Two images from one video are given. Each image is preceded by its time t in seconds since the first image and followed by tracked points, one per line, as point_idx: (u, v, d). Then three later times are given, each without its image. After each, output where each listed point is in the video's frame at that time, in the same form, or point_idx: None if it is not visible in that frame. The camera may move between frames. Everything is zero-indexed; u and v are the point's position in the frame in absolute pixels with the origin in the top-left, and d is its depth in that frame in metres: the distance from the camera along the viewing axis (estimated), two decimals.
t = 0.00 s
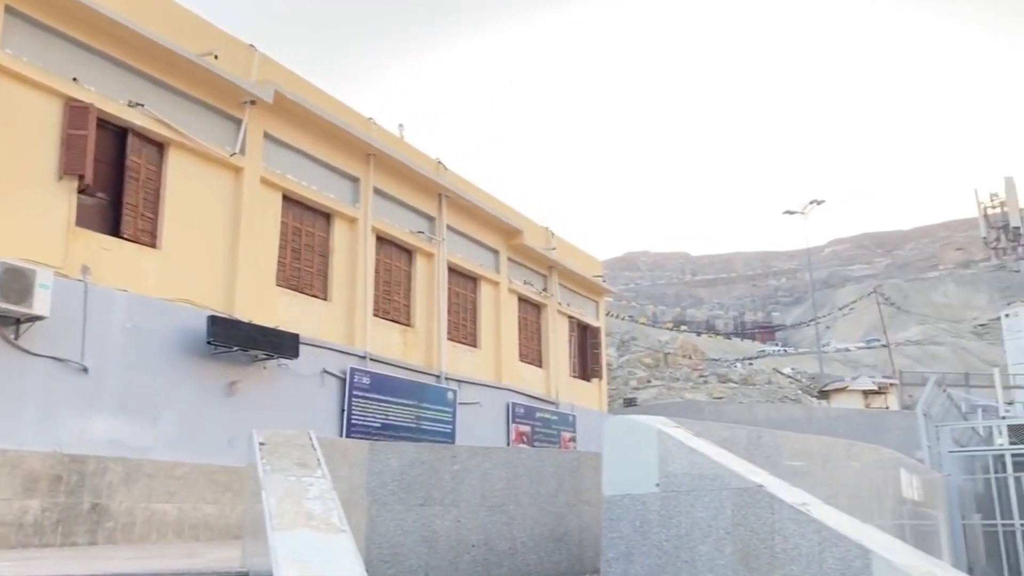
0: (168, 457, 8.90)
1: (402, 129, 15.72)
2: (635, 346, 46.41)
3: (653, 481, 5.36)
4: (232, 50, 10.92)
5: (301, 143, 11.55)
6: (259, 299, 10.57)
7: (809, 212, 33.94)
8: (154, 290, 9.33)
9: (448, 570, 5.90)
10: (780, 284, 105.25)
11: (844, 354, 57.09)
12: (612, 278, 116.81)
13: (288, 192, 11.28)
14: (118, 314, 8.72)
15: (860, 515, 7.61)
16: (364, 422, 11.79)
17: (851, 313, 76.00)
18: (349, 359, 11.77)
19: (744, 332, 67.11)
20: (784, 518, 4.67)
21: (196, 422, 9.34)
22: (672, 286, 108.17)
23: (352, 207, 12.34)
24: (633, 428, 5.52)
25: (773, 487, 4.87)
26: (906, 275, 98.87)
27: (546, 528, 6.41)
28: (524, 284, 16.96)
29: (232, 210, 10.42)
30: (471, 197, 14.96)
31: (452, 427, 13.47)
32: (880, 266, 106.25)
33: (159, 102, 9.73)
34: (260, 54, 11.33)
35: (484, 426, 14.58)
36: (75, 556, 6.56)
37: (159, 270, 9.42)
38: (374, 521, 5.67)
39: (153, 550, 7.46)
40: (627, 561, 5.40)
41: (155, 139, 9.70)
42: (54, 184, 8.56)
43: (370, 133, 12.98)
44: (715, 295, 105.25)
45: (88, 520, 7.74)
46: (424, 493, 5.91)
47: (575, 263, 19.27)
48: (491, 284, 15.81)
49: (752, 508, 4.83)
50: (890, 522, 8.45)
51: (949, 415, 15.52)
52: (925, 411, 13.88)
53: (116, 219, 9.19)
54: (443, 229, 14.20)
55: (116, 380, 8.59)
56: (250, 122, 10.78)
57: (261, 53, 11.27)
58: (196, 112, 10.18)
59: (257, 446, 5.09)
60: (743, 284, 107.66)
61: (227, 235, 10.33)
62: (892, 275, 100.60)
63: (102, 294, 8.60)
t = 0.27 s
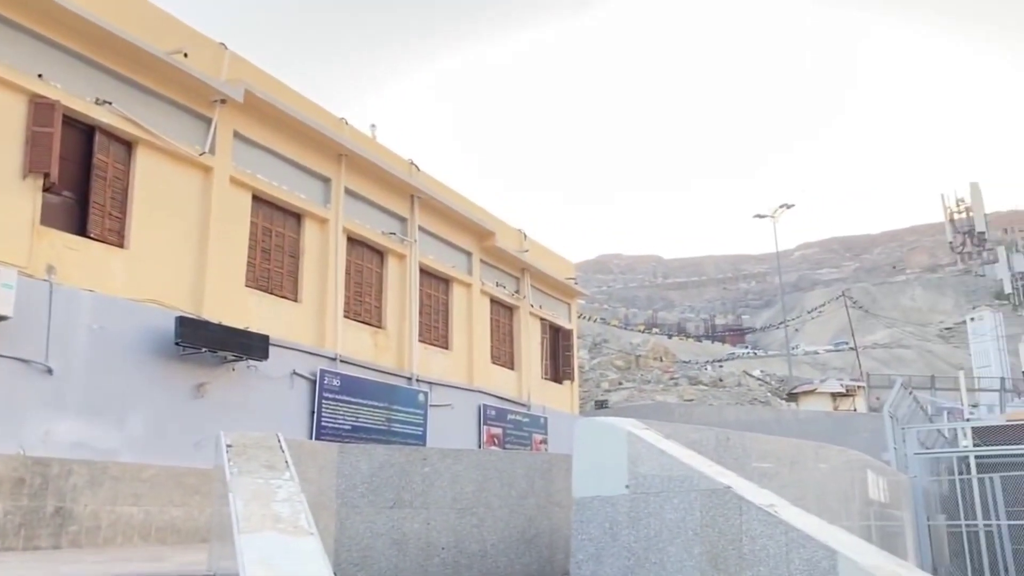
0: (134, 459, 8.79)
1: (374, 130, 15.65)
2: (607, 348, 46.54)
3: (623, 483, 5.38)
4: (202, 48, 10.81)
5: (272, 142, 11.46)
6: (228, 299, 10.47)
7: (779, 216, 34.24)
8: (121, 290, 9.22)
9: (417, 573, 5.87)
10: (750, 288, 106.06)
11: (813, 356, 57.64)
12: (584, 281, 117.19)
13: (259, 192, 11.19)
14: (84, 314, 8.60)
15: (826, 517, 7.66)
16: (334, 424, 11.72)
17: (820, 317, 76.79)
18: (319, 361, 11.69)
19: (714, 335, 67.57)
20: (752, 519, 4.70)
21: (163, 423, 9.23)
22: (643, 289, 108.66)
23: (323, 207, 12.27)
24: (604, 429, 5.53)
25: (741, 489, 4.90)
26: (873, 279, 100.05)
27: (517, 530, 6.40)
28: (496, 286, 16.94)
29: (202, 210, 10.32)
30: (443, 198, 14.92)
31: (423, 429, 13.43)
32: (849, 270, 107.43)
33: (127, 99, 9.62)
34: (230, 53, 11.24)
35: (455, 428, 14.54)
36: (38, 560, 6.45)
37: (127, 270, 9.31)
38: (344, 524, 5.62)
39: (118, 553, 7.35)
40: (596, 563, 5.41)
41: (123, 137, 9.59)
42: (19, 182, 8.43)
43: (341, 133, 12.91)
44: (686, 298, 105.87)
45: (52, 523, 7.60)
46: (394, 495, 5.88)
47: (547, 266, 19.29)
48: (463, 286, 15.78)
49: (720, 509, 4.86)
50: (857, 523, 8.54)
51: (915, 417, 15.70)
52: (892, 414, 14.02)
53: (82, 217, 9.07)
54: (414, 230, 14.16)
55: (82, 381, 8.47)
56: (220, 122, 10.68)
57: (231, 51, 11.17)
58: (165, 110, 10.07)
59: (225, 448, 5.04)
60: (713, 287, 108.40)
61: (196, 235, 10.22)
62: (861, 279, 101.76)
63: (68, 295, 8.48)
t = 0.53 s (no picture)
0: (101, 461, 8.68)
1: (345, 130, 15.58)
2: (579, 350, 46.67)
3: (593, 484, 5.38)
4: (172, 46, 10.70)
5: (242, 142, 11.37)
6: (197, 299, 10.37)
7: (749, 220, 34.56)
8: (88, 290, 9.10)
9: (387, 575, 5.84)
10: (721, 291, 106.88)
11: (783, 359, 58.18)
12: (557, 283, 117.47)
13: (229, 192, 11.10)
14: (50, 314, 8.50)
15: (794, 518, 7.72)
16: (304, 426, 11.64)
17: (789, 320, 77.53)
18: (289, 362, 11.61)
19: (685, 337, 68.02)
20: (720, 521, 4.73)
21: (130, 425, 9.11)
22: (615, 291, 109.11)
23: (294, 208, 12.19)
24: (575, 431, 5.55)
25: (710, 490, 4.93)
26: (842, 282, 101.20)
27: (486, 532, 6.39)
28: (468, 288, 16.91)
29: (171, 210, 10.21)
30: (415, 199, 14.87)
31: (394, 431, 13.39)
32: (818, 273, 108.57)
33: (95, 97, 9.50)
34: (201, 51, 11.14)
35: (426, 430, 14.49)
36: None
37: (94, 270, 9.20)
38: (313, 527, 5.57)
39: (84, 557, 7.24)
40: (566, 565, 5.42)
41: (91, 135, 9.47)
42: None
43: (313, 133, 12.84)
44: (658, 300, 106.47)
45: (16, 526, 7.45)
46: (364, 496, 5.85)
47: (519, 268, 19.30)
48: (436, 288, 15.75)
49: (690, 511, 4.89)
50: (825, 524, 8.63)
51: (882, 418, 15.89)
52: (861, 416, 14.17)
53: (49, 216, 8.96)
54: (386, 232, 14.12)
55: (47, 382, 8.36)
56: (190, 120, 10.58)
57: (202, 49, 11.07)
58: (134, 109, 9.96)
59: (192, 449, 4.99)
60: (685, 290, 109.07)
61: (165, 235, 10.11)
62: (830, 282, 102.91)
63: (34, 294, 8.38)
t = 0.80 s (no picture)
0: (67, 463, 8.56)
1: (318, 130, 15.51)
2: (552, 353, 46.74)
3: (563, 487, 5.40)
4: (143, 44, 10.61)
5: (214, 142, 11.28)
6: (167, 300, 10.28)
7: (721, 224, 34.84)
8: (55, 290, 8.98)
9: None
10: (693, 294, 107.57)
11: (753, 362, 58.68)
12: (530, 285, 117.63)
13: (200, 192, 11.01)
14: (17, 314, 8.38)
15: (764, 519, 7.79)
16: (275, 428, 11.56)
17: (760, 323, 78.18)
18: (260, 364, 11.53)
19: (658, 339, 68.39)
20: (690, 523, 4.75)
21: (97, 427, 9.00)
22: (589, 293, 109.42)
23: (266, 208, 12.10)
24: (546, 433, 5.56)
25: (681, 493, 4.96)
26: (812, 286, 102.24)
27: (457, 535, 6.38)
28: (442, 290, 16.88)
29: (141, 209, 10.11)
30: (388, 200, 14.83)
31: (366, 433, 13.34)
32: (789, 277, 109.56)
33: (64, 95, 9.39)
34: (173, 49, 11.04)
35: (398, 432, 14.45)
36: None
37: (62, 270, 9.08)
38: (283, 530, 5.53)
39: (49, 560, 7.14)
40: (536, 568, 5.44)
41: (59, 133, 9.35)
42: None
43: (286, 134, 12.77)
44: (631, 303, 106.94)
45: None
46: (335, 499, 5.82)
47: (493, 270, 19.31)
48: (409, 289, 15.70)
49: (660, 513, 4.91)
50: (794, 526, 8.71)
51: (851, 421, 16.04)
52: (830, 419, 14.31)
53: (16, 214, 8.83)
54: (359, 233, 14.07)
55: (12, 383, 8.23)
56: (161, 120, 10.49)
57: (174, 48, 10.98)
58: (105, 107, 9.85)
59: (160, 451, 4.93)
60: (657, 293, 109.64)
61: (135, 234, 10.01)
62: (800, 286, 103.93)
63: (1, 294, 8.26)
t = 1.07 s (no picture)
0: (34, 464, 8.45)
1: (292, 130, 15.42)
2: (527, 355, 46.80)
3: (535, 490, 5.41)
4: (115, 41, 10.49)
5: (187, 141, 11.19)
6: (138, 300, 10.17)
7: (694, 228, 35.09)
8: (24, 289, 8.85)
9: None
10: (667, 297, 108.19)
11: (726, 365, 59.12)
12: (505, 287, 117.77)
13: (172, 191, 10.91)
14: None
15: (735, 521, 7.84)
16: (246, 430, 11.48)
17: (733, 327, 78.74)
18: (232, 365, 11.45)
19: (632, 342, 68.71)
20: (661, 526, 4.77)
21: (65, 428, 8.90)
22: (564, 296, 109.66)
23: (239, 208, 12.01)
24: (519, 436, 5.56)
25: (652, 495, 4.97)
26: (784, 290, 103.18)
27: (430, 537, 6.36)
28: (416, 291, 16.84)
29: (112, 208, 10.00)
30: (362, 201, 14.77)
31: (338, 435, 13.28)
32: (761, 281, 110.40)
33: (35, 92, 9.27)
34: (146, 47, 10.94)
35: (371, 435, 14.40)
36: None
37: (30, 269, 8.95)
38: (253, 531, 5.50)
39: (15, 563, 7.03)
40: (508, 571, 5.44)
41: (29, 131, 9.22)
42: None
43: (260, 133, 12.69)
44: (605, 306, 107.36)
45: None
46: (306, 501, 5.79)
47: (468, 272, 19.30)
48: (383, 291, 15.65)
49: (632, 515, 4.92)
50: (765, 529, 8.78)
51: (822, 425, 16.17)
52: (800, 421, 14.42)
53: None
54: (333, 234, 14.00)
55: None
56: (133, 118, 10.38)
57: (146, 46, 10.87)
58: (76, 104, 9.74)
59: (129, 453, 4.89)
60: (631, 296, 110.15)
61: (105, 233, 9.90)
62: (772, 290, 104.85)
63: None
